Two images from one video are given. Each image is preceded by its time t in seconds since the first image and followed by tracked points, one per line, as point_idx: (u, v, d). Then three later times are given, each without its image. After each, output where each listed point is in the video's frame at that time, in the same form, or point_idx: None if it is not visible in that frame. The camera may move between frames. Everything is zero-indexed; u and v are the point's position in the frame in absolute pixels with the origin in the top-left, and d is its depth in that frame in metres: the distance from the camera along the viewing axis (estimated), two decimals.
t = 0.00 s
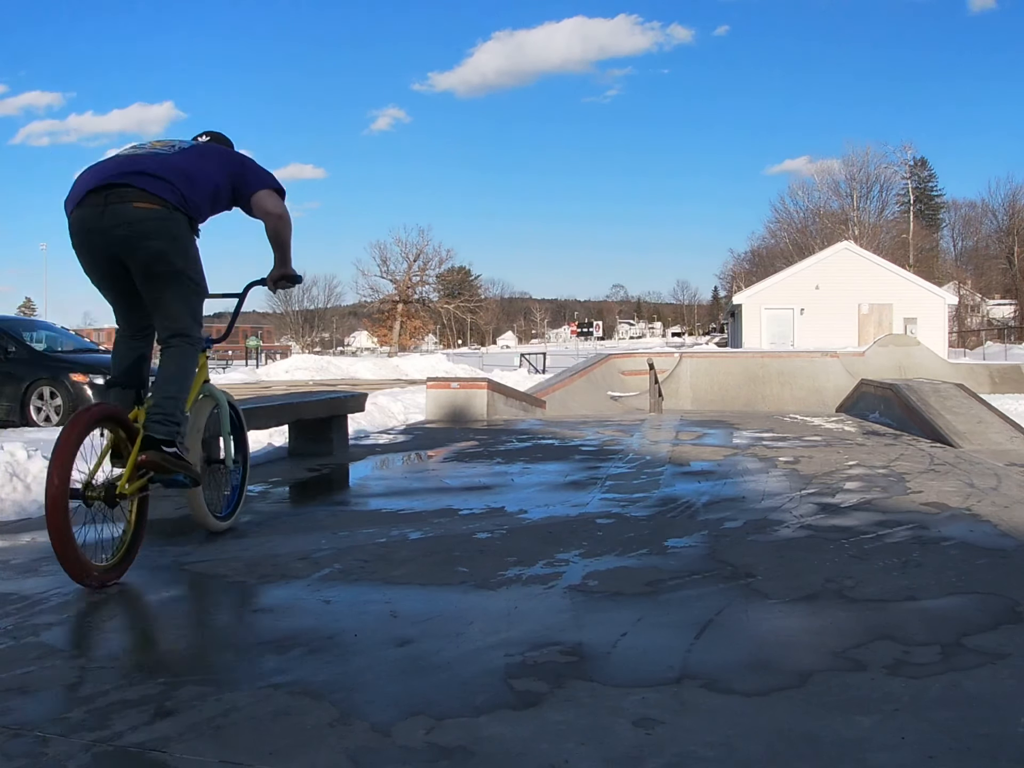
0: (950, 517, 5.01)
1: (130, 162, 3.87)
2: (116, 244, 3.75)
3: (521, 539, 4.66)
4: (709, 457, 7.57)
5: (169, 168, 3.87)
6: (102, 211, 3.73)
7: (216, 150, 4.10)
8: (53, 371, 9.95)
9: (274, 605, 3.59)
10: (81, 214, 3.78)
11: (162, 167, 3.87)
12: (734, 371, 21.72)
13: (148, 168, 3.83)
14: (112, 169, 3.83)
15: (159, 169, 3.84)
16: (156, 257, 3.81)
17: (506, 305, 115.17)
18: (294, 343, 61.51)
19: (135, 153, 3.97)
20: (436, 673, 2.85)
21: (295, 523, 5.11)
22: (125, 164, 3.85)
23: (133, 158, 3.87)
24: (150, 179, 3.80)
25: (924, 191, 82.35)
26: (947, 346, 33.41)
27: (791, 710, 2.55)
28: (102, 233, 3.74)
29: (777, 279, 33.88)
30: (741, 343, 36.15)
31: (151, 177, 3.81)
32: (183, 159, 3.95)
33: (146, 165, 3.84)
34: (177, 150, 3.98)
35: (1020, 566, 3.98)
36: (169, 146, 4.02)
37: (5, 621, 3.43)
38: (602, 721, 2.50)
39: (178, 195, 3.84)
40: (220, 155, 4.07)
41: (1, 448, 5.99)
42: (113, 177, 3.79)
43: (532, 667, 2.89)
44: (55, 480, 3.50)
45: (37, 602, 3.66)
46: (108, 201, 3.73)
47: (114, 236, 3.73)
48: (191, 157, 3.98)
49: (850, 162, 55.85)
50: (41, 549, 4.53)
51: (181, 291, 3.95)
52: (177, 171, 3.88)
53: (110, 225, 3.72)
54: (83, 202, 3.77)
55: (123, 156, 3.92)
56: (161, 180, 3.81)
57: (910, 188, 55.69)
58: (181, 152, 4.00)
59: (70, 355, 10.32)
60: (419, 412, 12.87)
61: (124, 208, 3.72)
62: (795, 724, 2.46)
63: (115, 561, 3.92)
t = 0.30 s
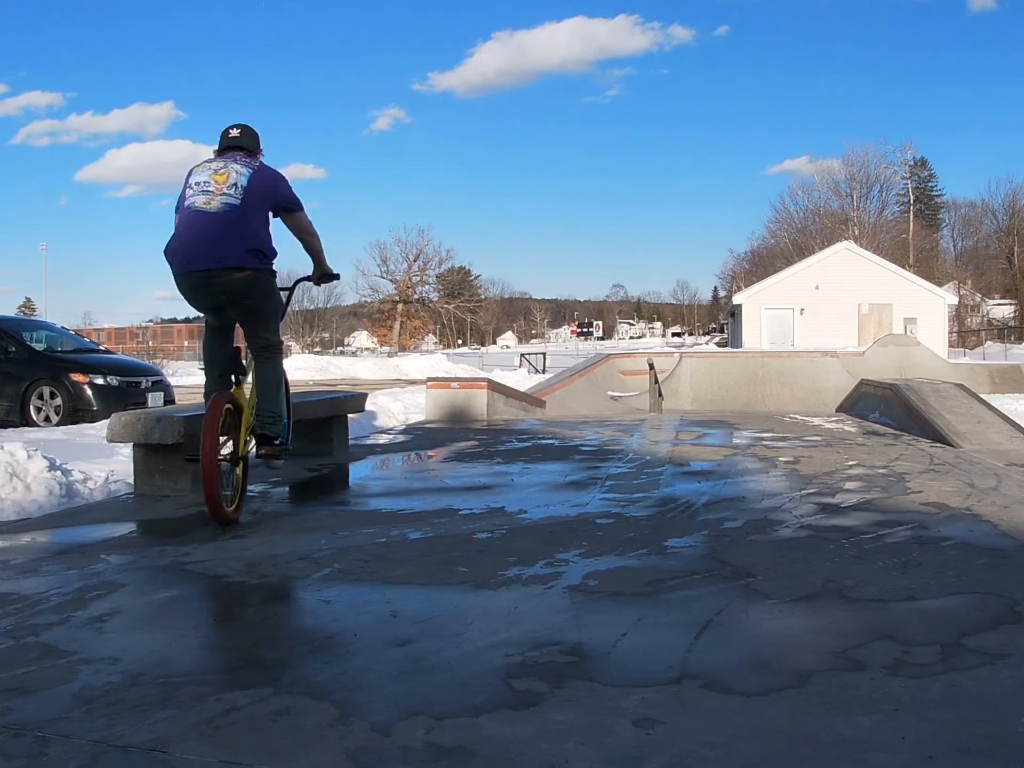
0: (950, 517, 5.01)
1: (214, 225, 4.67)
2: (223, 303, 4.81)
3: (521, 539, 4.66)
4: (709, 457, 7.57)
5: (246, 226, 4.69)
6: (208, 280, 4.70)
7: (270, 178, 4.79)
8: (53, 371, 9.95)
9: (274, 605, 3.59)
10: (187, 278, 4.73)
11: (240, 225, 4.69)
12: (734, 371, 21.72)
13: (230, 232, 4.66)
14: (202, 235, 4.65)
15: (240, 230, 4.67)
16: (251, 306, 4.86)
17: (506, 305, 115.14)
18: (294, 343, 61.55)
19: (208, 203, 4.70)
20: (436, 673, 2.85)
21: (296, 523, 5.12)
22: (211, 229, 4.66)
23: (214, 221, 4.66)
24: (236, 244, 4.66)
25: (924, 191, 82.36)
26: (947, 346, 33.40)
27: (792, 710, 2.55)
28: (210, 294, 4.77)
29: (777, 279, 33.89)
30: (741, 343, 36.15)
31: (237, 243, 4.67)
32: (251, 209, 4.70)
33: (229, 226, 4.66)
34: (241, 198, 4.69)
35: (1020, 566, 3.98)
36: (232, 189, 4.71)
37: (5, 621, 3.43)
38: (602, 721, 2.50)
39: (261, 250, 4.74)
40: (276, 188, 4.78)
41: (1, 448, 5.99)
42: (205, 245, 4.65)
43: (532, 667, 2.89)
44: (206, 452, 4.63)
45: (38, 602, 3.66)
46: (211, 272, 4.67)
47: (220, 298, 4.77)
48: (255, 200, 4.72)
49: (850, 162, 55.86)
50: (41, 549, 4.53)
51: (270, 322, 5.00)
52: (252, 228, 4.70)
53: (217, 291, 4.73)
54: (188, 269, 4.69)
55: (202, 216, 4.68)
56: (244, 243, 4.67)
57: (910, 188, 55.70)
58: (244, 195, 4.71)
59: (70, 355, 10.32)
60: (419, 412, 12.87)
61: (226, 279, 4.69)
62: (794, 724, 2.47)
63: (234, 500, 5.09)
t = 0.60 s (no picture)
0: (950, 517, 5.01)
1: (263, 167, 5.33)
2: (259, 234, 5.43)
3: (521, 539, 4.66)
4: (709, 457, 7.57)
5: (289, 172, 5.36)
6: (248, 210, 5.31)
7: (319, 138, 5.48)
8: (53, 371, 9.94)
9: (273, 606, 3.58)
10: (229, 208, 5.35)
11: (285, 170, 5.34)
12: (734, 371, 21.72)
13: (277, 173, 5.32)
14: (251, 173, 5.32)
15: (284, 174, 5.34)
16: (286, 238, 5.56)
17: (507, 305, 115.11)
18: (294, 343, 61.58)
19: (262, 149, 5.37)
20: (436, 673, 2.85)
21: (295, 523, 5.11)
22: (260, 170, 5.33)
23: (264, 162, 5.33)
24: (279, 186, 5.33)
25: (924, 191, 82.37)
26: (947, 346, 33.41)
27: (792, 710, 2.55)
28: (247, 225, 5.37)
29: (777, 279, 33.90)
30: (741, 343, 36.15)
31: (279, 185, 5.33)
32: (297, 159, 5.38)
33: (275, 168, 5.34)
34: (290, 147, 5.36)
35: (1020, 566, 3.98)
36: (285, 139, 5.40)
37: (5, 621, 3.43)
38: (602, 721, 2.50)
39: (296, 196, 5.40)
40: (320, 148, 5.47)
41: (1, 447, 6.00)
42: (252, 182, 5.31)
43: (532, 667, 2.89)
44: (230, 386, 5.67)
45: (38, 602, 3.66)
46: (251, 202, 5.29)
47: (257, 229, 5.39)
48: (301, 153, 5.40)
49: (850, 162, 55.87)
50: (41, 549, 4.53)
51: (300, 255, 5.80)
52: (294, 174, 5.35)
53: (254, 220, 5.33)
54: (233, 197, 5.31)
55: (254, 157, 5.35)
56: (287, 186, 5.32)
57: (910, 188, 55.71)
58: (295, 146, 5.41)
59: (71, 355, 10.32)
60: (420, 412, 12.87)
61: (263, 209, 5.31)
62: (794, 724, 2.47)
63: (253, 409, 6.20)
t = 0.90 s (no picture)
0: (950, 517, 5.01)
1: (304, 234, 6.36)
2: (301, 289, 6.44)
3: (521, 539, 4.66)
4: (709, 457, 7.57)
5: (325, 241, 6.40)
6: (292, 267, 6.33)
7: (351, 215, 6.51)
8: (53, 371, 9.94)
9: (273, 606, 3.58)
10: (276, 267, 6.40)
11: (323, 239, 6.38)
12: (734, 371, 21.72)
13: (316, 240, 6.35)
14: (295, 240, 6.35)
15: (322, 242, 6.37)
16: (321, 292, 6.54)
17: (507, 305, 115.11)
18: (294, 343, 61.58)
19: (304, 219, 6.42)
20: (436, 673, 2.85)
21: (295, 523, 5.11)
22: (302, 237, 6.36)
23: (306, 231, 6.36)
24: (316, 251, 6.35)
25: (925, 190, 82.37)
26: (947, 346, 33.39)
27: (791, 710, 2.55)
28: (291, 281, 6.38)
29: (777, 278, 33.90)
30: (741, 343, 36.15)
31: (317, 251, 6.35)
32: (333, 230, 6.41)
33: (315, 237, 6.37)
34: (327, 220, 6.40)
35: (1020, 566, 3.98)
36: (324, 214, 6.44)
37: (5, 621, 3.43)
38: (602, 721, 2.50)
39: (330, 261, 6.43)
40: (353, 221, 6.51)
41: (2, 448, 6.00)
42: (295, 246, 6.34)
43: (532, 667, 2.89)
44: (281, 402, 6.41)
45: (38, 602, 3.66)
46: (294, 263, 6.32)
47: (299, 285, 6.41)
48: (337, 226, 6.44)
49: (850, 162, 55.87)
50: (41, 549, 4.53)
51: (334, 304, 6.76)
52: (330, 242, 6.39)
53: (297, 277, 6.34)
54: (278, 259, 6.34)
55: (298, 225, 6.39)
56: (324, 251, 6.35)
57: (910, 189, 55.71)
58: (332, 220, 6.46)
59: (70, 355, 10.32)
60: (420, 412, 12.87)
61: (304, 268, 6.31)
62: (794, 724, 2.47)
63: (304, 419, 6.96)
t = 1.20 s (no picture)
0: (950, 517, 5.01)
1: (370, 194, 6.60)
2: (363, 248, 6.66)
3: (521, 539, 4.66)
4: (709, 457, 7.57)
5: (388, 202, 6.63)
6: (358, 221, 6.55)
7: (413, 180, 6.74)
8: (53, 371, 9.94)
9: (274, 606, 3.58)
10: (341, 222, 6.59)
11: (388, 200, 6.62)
12: (734, 371, 21.74)
13: (382, 200, 6.58)
14: (362, 198, 6.58)
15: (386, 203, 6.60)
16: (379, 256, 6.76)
17: (507, 305, 115.11)
18: (294, 343, 61.61)
19: (369, 180, 6.65)
20: (436, 673, 2.85)
21: (296, 523, 5.11)
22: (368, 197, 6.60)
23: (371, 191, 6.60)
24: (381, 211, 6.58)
25: (925, 190, 82.41)
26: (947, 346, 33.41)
27: (791, 710, 2.55)
28: (355, 235, 6.57)
29: (777, 278, 33.91)
30: (741, 343, 36.16)
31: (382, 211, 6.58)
32: (397, 191, 6.64)
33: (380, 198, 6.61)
34: (392, 183, 6.63)
35: (1020, 566, 3.98)
36: (388, 175, 6.67)
37: (6, 621, 3.43)
38: (602, 721, 2.50)
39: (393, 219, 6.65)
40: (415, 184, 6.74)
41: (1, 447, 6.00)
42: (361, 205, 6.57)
43: (532, 667, 2.90)
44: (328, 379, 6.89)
45: (37, 602, 3.66)
46: (361, 217, 6.53)
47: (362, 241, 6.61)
48: (401, 188, 6.68)
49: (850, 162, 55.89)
50: (41, 550, 4.53)
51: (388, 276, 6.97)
52: (394, 203, 6.63)
53: (361, 231, 6.54)
54: (345, 213, 6.56)
55: (363, 186, 6.63)
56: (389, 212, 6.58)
57: (910, 189, 55.74)
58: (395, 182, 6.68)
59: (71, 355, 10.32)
60: (420, 412, 12.88)
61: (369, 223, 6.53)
62: (795, 724, 2.47)
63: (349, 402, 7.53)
